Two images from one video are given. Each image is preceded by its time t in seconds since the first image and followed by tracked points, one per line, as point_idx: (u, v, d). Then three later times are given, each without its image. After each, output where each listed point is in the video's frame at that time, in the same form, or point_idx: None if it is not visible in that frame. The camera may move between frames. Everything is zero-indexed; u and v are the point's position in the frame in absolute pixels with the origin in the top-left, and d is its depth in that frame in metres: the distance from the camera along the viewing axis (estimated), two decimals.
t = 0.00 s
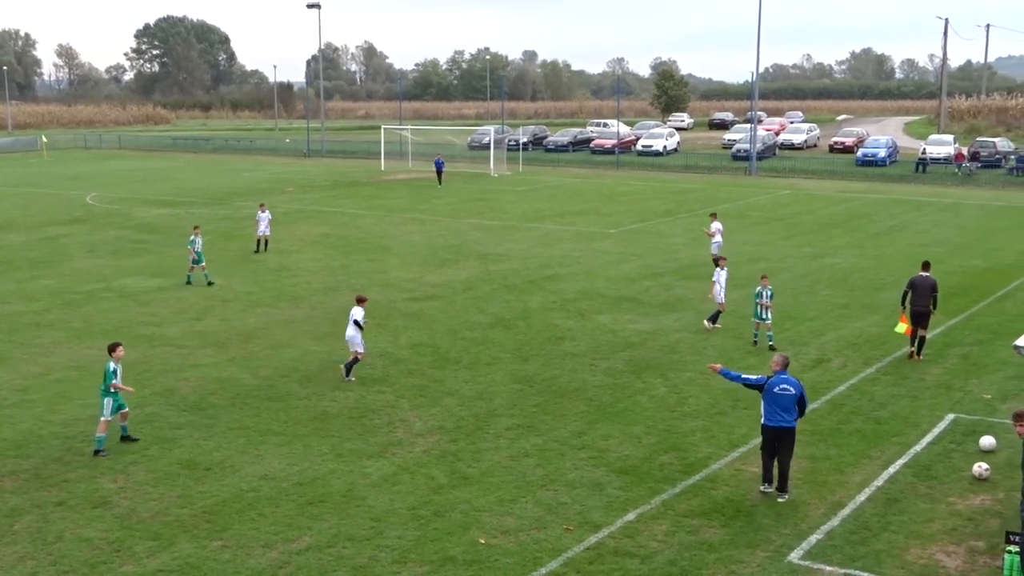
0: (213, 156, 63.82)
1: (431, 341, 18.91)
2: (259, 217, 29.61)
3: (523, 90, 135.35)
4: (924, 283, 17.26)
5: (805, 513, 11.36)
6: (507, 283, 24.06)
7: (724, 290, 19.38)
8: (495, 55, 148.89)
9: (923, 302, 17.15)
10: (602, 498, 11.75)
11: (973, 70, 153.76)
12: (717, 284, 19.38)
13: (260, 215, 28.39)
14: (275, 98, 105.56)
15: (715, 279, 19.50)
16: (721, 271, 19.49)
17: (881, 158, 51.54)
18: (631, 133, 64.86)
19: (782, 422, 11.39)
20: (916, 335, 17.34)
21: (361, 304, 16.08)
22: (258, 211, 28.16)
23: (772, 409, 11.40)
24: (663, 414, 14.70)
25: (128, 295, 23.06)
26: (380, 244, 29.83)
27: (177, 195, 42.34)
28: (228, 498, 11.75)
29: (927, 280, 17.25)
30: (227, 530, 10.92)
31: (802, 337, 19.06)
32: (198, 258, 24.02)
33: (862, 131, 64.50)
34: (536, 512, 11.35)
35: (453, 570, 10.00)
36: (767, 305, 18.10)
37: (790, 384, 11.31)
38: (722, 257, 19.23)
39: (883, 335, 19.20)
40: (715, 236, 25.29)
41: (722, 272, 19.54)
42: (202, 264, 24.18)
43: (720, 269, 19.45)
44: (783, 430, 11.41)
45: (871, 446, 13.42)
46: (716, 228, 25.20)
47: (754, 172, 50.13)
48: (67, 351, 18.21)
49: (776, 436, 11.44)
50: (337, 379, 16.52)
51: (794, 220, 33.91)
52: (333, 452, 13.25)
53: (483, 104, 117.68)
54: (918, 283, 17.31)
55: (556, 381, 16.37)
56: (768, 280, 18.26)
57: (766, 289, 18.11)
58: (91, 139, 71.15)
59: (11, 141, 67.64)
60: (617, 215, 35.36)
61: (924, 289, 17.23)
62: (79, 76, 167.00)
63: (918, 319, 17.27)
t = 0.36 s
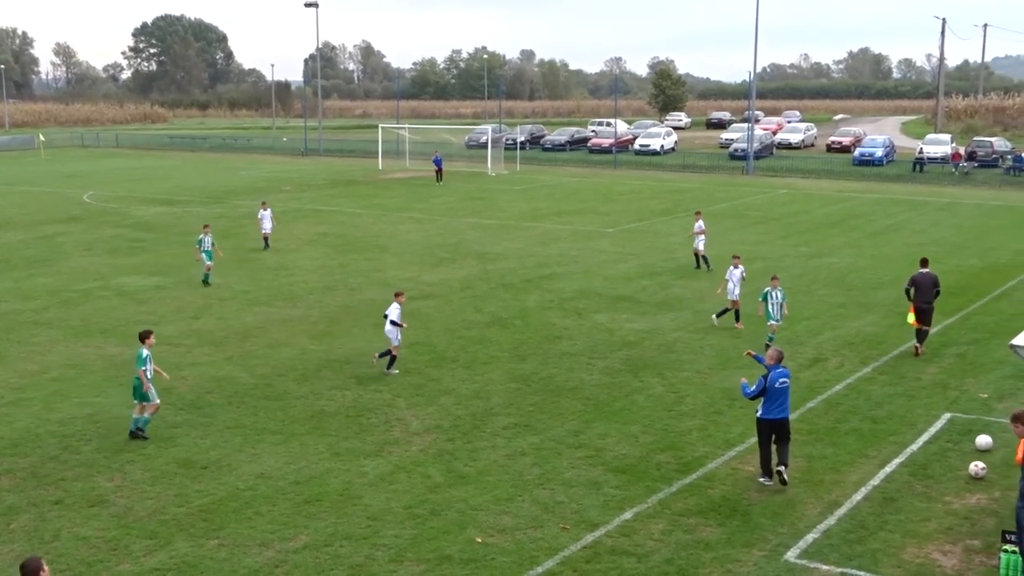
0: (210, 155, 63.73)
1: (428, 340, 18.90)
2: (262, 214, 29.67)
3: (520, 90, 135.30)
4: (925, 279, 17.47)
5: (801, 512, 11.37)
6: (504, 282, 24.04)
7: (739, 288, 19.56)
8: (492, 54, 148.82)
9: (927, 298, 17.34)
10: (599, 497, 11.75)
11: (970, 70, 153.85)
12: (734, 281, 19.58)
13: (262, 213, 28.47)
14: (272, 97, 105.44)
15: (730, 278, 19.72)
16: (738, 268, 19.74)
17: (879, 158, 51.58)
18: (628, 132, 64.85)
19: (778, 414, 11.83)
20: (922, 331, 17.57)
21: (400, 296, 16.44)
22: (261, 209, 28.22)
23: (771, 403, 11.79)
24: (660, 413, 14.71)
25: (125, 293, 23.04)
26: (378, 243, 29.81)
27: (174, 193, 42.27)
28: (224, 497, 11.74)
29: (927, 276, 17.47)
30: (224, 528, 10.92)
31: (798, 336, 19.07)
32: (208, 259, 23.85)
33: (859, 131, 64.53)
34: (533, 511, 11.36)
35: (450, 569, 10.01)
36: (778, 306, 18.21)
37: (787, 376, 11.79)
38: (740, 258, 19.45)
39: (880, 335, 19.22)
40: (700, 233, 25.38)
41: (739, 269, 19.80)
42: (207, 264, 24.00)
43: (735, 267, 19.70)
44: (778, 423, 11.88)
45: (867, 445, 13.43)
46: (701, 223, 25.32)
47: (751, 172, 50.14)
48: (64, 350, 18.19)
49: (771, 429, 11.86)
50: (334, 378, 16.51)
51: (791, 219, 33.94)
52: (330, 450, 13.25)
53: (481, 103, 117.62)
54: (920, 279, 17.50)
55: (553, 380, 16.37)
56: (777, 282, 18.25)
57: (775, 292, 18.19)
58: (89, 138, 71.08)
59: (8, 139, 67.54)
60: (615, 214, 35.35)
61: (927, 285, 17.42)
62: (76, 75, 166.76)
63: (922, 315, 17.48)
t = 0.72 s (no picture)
0: (208, 153, 63.65)
1: (426, 339, 18.89)
2: (263, 212, 29.67)
3: (519, 89, 135.21)
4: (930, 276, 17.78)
5: (799, 511, 11.38)
6: (502, 281, 24.04)
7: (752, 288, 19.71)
8: (490, 54, 148.74)
9: (929, 295, 17.71)
10: (596, 497, 11.75)
11: (968, 69, 154.02)
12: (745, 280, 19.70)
13: (267, 210, 28.52)
14: (270, 96, 105.30)
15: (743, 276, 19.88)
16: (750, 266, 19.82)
17: (877, 158, 51.65)
18: (627, 132, 64.84)
19: (782, 403, 12.17)
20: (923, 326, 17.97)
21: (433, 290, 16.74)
22: (265, 207, 28.34)
23: (781, 392, 12.07)
24: (658, 412, 14.71)
25: (123, 292, 23.03)
26: (376, 242, 29.79)
27: (172, 192, 42.23)
28: (222, 496, 11.75)
29: (932, 273, 17.79)
30: (222, 527, 10.92)
31: (796, 336, 19.07)
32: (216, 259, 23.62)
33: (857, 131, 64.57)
34: (530, 510, 11.36)
35: (447, 568, 10.02)
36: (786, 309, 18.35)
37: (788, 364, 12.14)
38: (753, 257, 19.55)
39: (878, 335, 19.22)
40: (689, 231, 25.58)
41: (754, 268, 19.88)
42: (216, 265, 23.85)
43: (750, 265, 19.80)
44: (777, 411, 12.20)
45: (865, 445, 13.44)
46: (691, 221, 25.38)
47: (749, 171, 50.18)
48: (62, 348, 18.17)
49: (775, 418, 12.15)
50: (332, 377, 16.51)
51: (789, 219, 33.95)
52: (328, 449, 13.25)
53: (479, 102, 117.52)
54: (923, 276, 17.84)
55: (551, 379, 16.37)
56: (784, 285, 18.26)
57: (784, 292, 18.33)
58: (86, 136, 71.01)
59: (5, 137, 67.46)
60: (613, 214, 35.37)
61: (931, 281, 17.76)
62: (74, 73, 166.52)
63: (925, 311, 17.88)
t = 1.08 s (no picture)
0: (207, 153, 63.59)
1: (425, 339, 18.89)
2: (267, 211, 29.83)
3: (518, 89, 135.21)
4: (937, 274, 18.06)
5: (798, 511, 11.38)
6: (501, 281, 24.04)
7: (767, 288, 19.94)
8: (490, 53, 148.55)
9: (937, 290, 17.95)
10: (596, 497, 11.75)
11: (967, 69, 154.07)
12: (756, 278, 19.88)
13: (273, 209, 28.66)
14: (269, 96, 105.24)
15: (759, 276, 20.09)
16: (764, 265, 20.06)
17: (876, 158, 51.65)
18: (626, 131, 64.81)
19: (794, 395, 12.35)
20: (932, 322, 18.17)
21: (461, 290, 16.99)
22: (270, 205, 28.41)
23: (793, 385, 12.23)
24: (657, 412, 14.72)
25: (122, 291, 23.01)
26: (375, 242, 29.78)
27: (171, 192, 42.18)
28: (222, 495, 11.74)
29: (941, 269, 18.03)
30: (221, 527, 10.91)
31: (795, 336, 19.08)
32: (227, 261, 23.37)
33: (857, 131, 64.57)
34: (530, 510, 11.36)
35: (447, 567, 10.02)
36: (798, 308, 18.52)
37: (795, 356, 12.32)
38: (768, 258, 19.70)
39: (877, 335, 19.21)
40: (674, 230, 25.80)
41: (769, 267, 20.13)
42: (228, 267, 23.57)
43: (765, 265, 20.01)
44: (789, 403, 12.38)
45: (864, 445, 13.44)
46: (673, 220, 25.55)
47: (749, 171, 50.18)
48: (62, 348, 18.16)
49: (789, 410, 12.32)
50: (331, 377, 16.51)
51: (789, 219, 33.94)
52: (328, 449, 13.25)
53: (478, 102, 117.45)
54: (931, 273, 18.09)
55: (550, 379, 16.36)
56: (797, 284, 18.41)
57: (795, 293, 18.49)
58: (86, 136, 71.00)
59: (5, 137, 67.41)
60: (612, 214, 35.37)
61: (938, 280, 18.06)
62: (73, 73, 166.43)
63: (932, 307, 18.11)
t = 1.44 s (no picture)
0: (205, 154, 63.56)
1: (424, 338, 18.89)
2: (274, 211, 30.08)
3: (515, 88, 135.31)
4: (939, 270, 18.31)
5: (796, 510, 11.38)
6: (499, 281, 24.05)
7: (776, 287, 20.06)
8: (488, 54, 148.57)
9: (939, 287, 18.22)
10: (594, 496, 11.75)
11: (965, 67, 154.29)
12: (763, 276, 19.99)
13: (277, 209, 28.88)
14: (267, 96, 105.22)
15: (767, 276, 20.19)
16: (773, 264, 20.13)
17: (873, 156, 51.69)
18: (624, 131, 64.83)
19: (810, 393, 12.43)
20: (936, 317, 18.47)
21: (490, 281, 17.25)
22: (272, 207, 28.70)
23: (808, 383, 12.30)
24: (655, 411, 14.73)
25: (120, 293, 23.00)
26: (374, 242, 29.77)
27: (169, 193, 42.17)
28: (220, 496, 11.73)
29: (941, 265, 18.31)
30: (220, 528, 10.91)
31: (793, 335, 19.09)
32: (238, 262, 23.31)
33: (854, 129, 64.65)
34: (528, 510, 11.36)
35: (446, 567, 10.02)
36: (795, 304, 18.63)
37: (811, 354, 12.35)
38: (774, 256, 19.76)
39: (876, 333, 19.22)
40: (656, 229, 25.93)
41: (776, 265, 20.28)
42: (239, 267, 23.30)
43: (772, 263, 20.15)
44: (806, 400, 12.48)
45: (863, 443, 13.44)
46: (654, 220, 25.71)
47: (746, 170, 50.23)
48: (59, 349, 18.15)
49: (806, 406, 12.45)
50: (329, 377, 16.50)
51: (787, 218, 33.97)
52: (326, 449, 13.24)
53: (476, 102, 117.46)
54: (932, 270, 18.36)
55: (549, 379, 16.37)
56: (793, 279, 18.62)
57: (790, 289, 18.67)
58: (83, 137, 70.96)
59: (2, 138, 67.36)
60: (611, 213, 35.37)
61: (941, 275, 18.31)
62: (71, 74, 166.30)
63: (935, 303, 18.38)
